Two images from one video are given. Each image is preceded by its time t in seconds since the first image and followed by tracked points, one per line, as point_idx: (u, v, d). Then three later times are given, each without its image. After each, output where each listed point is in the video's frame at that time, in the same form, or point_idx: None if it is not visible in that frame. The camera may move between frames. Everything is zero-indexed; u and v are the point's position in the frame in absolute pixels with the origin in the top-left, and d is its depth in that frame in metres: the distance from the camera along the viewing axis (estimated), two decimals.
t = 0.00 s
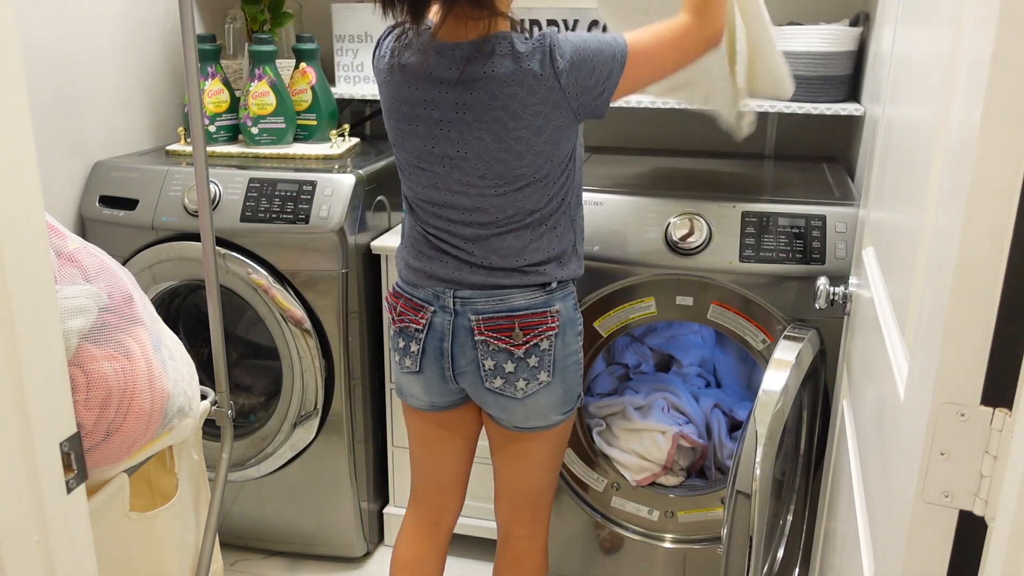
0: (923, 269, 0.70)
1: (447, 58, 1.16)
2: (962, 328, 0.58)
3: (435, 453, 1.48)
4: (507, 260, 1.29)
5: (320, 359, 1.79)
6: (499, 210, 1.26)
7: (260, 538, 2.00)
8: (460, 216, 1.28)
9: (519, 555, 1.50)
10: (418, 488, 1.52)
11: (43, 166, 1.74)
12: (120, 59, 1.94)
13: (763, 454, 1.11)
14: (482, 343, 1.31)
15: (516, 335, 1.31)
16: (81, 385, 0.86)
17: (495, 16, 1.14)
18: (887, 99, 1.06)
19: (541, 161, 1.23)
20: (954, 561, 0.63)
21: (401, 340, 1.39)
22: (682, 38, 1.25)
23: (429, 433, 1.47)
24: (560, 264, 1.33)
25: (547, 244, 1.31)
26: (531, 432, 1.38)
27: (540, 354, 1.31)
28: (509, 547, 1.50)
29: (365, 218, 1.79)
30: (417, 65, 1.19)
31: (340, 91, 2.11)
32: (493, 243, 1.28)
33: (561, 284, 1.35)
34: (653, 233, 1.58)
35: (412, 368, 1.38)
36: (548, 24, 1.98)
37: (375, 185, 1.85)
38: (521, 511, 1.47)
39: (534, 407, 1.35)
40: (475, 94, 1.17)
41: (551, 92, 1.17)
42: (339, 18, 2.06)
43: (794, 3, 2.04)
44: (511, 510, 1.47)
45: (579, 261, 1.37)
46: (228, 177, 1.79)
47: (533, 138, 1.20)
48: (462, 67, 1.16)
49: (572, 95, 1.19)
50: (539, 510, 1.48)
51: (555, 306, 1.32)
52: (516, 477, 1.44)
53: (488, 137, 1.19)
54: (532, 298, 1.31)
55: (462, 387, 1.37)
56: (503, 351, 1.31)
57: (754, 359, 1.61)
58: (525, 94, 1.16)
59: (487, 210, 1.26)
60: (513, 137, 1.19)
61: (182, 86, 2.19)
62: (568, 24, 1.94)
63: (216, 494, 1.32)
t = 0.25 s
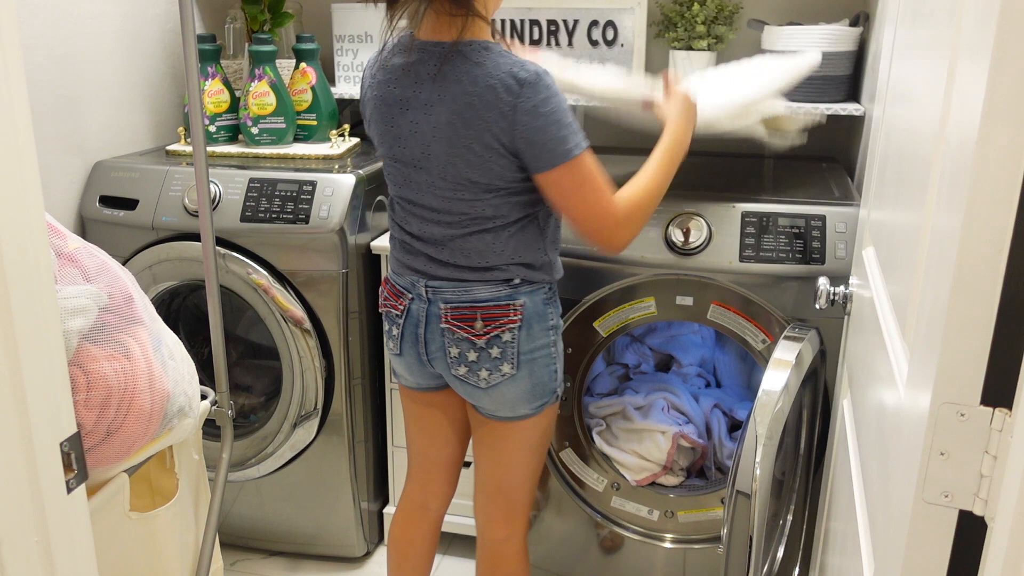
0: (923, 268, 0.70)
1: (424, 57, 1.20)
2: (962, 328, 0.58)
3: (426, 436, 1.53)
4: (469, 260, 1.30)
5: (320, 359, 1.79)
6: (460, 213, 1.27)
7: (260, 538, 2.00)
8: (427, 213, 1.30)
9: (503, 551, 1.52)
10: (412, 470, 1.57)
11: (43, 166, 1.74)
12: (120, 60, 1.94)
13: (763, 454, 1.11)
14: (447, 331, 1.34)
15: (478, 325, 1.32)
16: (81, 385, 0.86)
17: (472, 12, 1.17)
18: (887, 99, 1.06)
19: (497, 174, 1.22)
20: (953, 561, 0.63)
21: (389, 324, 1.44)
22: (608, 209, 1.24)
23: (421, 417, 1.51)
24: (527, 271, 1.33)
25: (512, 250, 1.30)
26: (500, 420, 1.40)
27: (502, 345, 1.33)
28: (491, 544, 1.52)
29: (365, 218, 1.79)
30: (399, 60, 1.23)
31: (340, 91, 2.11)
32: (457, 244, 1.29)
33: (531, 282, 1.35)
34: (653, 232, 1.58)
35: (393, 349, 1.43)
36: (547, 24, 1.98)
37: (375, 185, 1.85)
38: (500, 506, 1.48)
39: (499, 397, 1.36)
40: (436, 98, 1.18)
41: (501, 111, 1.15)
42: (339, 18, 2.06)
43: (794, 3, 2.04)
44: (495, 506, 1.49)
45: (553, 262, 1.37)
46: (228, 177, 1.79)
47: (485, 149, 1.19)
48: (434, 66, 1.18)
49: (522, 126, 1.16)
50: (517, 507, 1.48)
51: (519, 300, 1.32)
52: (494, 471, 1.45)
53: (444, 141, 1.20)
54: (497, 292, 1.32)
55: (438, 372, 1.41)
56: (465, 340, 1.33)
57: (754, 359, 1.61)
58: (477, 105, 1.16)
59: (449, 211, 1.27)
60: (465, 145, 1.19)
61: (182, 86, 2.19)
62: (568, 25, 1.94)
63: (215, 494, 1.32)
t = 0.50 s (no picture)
0: (923, 268, 0.70)
1: (400, 53, 1.24)
2: (962, 328, 0.58)
3: (410, 431, 1.54)
4: (438, 254, 1.31)
5: (320, 359, 1.79)
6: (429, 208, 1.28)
7: (261, 538, 2.00)
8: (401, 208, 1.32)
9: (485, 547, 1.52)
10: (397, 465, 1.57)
11: (43, 166, 1.74)
12: (120, 60, 1.94)
13: (763, 454, 1.11)
14: (418, 322, 1.36)
15: (446, 318, 1.34)
16: (81, 385, 0.86)
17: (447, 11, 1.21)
18: (887, 99, 1.06)
19: (461, 169, 1.23)
20: (953, 561, 0.63)
21: (373, 315, 1.46)
22: (547, 226, 1.24)
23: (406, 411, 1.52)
24: (496, 270, 1.33)
25: (481, 247, 1.30)
26: (473, 415, 1.41)
27: (468, 339, 1.34)
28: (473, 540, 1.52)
29: (365, 218, 1.79)
30: (378, 57, 1.27)
31: (340, 90, 2.11)
32: (427, 239, 1.31)
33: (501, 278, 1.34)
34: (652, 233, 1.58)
35: (374, 338, 1.46)
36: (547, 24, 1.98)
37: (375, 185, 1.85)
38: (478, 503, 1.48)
39: (466, 390, 1.37)
40: (407, 93, 1.22)
41: (464, 103, 1.18)
42: (339, 18, 2.06)
43: (794, 3, 2.04)
44: (478, 503, 1.49)
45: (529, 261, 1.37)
46: (228, 177, 1.79)
47: (448, 143, 1.21)
48: (407, 62, 1.22)
49: (482, 120, 1.18)
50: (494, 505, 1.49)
51: (486, 296, 1.33)
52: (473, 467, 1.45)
53: (410, 134, 1.22)
54: (464, 286, 1.33)
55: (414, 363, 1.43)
56: (434, 332, 1.35)
57: (754, 359, 1.61)
58: (441, 98, 1.18)
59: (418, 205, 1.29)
60: (429, 139, 1.21)
61: (182, 86, 2.19)
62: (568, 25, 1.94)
63: (215, 493, 1.32)
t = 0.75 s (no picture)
0: (922, 269, 0.70)
1: (375, 48, 1.27)
2: (962, 328, 0.58)
3: (402, 428, 1.54)
4: (416, 247, 1.33)
5: (320, 359, 1.79)
6: (407, 199, 1.30)
7: (260, 538, 2.00)
8: (380, 201, 1.34)
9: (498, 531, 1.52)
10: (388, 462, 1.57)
11: (43, 166, 1.74)
12: (120, 59, 1.94)
13: (763, 454, 1.11)
14: (398, 319, 1.37)
15: (424, 314, 1.35)
16: (81, 385, 0.87)
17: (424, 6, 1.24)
18: (887, 99, 1.06)
19: (436, 159, 1.25)
20: (953, 561, 0.63)
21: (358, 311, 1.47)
22: (550, 201, 1.27)
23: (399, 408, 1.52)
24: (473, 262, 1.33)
25: (458, 238, 1.32)
26: (459, 408, 1.42)
27: (447, 334, 1.34)
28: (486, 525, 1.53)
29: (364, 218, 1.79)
30: (356, 52, 1.30)
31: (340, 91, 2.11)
32: (406, 231, 1.33)
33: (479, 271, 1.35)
34: (652, 233, 1.58)
35: (358, 334, 1.47)
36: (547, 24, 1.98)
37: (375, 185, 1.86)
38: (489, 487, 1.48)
39: (448, 384, 1.38)
40: (382, 86, 1.24)
41: (435, 95, 1.20)
42: (339, 19, 2.06)
43: (794, 3, 2.04)
44: (483, 494, 1.50)
45: (507, 254, 1.37)
46: (228, 177, 1.79)
47: (422, 133, 1.23)
48: (382, 56, 1.25)
49: (454, 110, 1.20)
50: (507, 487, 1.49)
51: (463, 290, 1.33)
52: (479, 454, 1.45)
53: (387, 126, 1.25)
54: (441, 281, 1.33)
55: (397, 358, 1.44)
56: (413, 328, 1.36)
57: (754, 359, 1.62)
58: (413, 90, 1.21)
59: (396, 198, 1.31)
60: (404, 129, 1.24)
61: (182, 86, 2.19)
62: (568, 25, 1.94)
63: (215, 493, 1.32)
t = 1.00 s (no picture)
0: (922, 269, 0.70)
1: (369, 47, 1.27)
2: (962, 328, 0.58)
3: (395, 427, 1.54)
4: (405, 245, 1.33)
5: (320, 359, 1.79)
6: (397, 197, 1.30)
7: (260, 538, 2.00)
8: (371, 199, 1.34)
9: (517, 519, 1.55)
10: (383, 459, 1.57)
11: (43, 166, 1.74)
12: (120, 59, 1.94)
13: (763, 454, 1.11)
14: (390, 319, 1.37)
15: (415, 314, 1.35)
16: (81, 385, 0.87)
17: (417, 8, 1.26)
18: (887, 99, 1.06)
19: (425, 155, 1.25)
20: (954, 561, 0.63)
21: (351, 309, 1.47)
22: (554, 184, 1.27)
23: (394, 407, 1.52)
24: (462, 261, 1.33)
25: (447, 237, 1.32)
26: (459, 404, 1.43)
27: (439, 333, 1.34)
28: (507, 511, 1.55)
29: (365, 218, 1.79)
30: (352, 52, 1.31)
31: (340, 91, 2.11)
32: (396, 229, 1.33)
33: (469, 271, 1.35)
34: (652, 233, 1.58)
35: (351, 332, 1.47)
36: (547, 24, 1.98)
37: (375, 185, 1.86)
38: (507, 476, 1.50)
39: (442, 381, 1.38)
40: (374, 84, 1.25)
41: (425, 91, 1.20)
42: (339, 19, 2.06)
43: (794, 3, 2.04)
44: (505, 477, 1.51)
45: (496, 253, 1.37)
46: (228, 177, 1.79)
47: (412, 130, 1.23)
48: (374, 55, 1.26)
49: (444, 106, 1.20)
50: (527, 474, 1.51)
51: (453, 290, 1.34)
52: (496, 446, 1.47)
53: (378, 123, 1.25)
54: (431, 281, 1.33)
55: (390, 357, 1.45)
56: (406, 328, 1.36)
57: (754, 359, 1.62)
58: (404, 87, 1.21)
59: (387, 195, 1.31)
60: (395, 126, 1.24)
61: (183, 86, 2.19)
62: (568, 25, 1.94)
63: (215, 493, 1.32)
